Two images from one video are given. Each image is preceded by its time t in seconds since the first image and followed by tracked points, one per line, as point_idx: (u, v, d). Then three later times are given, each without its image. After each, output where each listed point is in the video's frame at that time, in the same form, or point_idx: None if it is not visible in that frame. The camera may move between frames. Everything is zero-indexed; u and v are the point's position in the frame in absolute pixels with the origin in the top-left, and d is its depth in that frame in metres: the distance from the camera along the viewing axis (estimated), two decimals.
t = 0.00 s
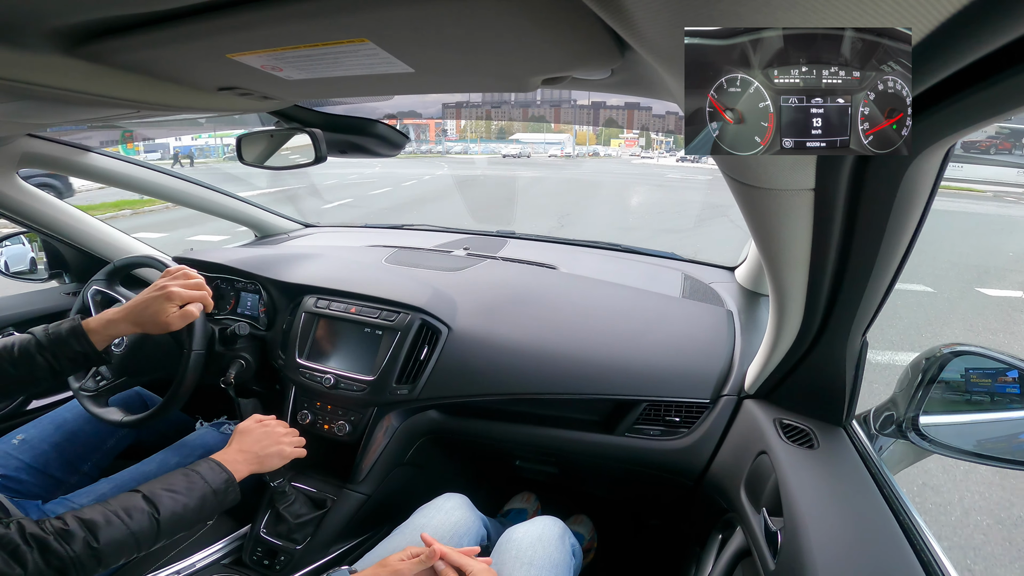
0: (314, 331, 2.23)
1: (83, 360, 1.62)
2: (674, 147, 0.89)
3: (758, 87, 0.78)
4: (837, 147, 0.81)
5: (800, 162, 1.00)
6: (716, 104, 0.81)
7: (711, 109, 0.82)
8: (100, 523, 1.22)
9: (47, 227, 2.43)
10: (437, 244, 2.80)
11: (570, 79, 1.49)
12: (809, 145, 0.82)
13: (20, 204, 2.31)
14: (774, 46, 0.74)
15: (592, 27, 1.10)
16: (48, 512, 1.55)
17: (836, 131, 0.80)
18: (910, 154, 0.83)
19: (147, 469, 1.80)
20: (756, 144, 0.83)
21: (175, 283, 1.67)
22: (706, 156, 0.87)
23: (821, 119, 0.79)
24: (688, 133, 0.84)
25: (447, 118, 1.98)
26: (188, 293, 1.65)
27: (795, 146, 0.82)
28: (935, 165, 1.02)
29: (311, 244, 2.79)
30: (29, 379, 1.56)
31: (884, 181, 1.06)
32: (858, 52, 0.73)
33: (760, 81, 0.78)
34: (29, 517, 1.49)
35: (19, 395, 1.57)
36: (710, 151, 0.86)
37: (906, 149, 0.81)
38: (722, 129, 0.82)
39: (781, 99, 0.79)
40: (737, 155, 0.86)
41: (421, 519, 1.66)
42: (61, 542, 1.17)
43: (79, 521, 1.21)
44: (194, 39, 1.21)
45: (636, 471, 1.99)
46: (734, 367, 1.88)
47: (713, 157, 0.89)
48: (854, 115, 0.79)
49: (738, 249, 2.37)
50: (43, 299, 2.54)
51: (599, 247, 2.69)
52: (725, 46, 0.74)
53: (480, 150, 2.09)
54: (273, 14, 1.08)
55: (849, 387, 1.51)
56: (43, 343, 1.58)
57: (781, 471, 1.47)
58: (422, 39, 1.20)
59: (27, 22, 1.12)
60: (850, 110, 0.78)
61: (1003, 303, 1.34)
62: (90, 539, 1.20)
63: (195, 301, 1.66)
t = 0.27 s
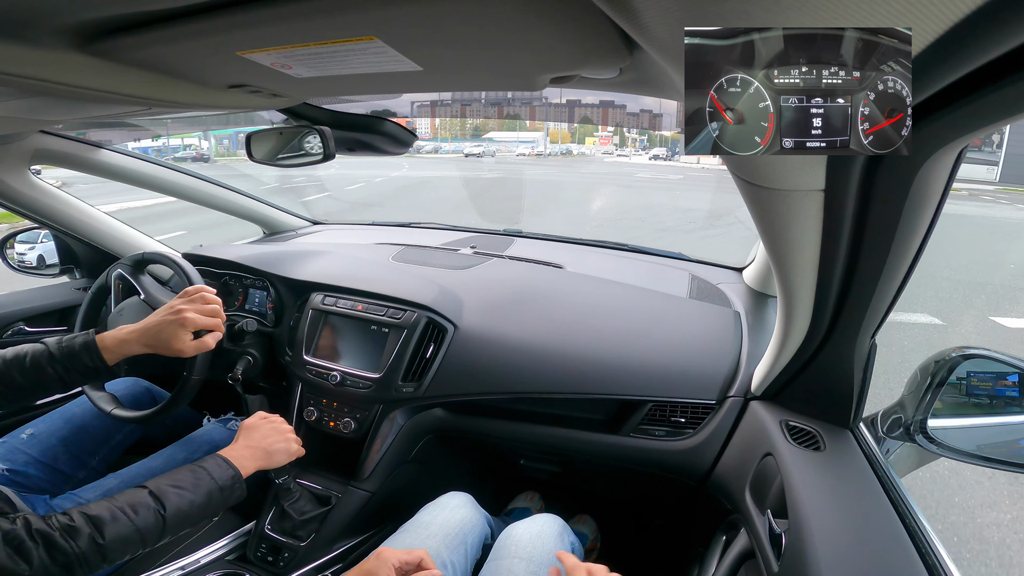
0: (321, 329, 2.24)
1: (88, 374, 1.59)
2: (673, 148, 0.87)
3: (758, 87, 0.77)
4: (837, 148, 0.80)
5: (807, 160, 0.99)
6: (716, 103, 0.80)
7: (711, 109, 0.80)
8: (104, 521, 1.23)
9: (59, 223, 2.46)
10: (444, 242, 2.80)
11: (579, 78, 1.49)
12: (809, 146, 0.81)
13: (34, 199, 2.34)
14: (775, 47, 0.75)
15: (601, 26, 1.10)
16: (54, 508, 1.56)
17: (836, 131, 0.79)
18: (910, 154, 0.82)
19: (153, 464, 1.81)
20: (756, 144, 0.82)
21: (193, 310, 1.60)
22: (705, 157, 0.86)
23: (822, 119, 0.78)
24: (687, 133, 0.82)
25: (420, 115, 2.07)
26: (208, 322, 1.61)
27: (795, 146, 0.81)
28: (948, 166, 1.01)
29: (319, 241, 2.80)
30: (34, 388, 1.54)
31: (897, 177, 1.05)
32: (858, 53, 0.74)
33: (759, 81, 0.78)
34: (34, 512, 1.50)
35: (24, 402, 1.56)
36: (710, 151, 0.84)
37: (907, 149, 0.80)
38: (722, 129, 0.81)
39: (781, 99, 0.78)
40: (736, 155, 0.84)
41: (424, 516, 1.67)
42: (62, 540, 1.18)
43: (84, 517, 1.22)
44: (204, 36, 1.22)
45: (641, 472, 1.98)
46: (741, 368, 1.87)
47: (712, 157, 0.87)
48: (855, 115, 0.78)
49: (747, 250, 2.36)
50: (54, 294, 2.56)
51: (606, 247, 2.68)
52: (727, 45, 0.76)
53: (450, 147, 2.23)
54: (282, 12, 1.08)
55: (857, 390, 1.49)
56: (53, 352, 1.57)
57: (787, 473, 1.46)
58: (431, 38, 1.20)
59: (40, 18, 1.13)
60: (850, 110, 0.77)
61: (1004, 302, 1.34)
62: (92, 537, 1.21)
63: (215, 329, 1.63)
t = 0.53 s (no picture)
0: (332, 331, 2.26)
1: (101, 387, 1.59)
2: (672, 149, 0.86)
3: (758, 87, 0.77)
4: (837, 148, 0.80)
5: (823, 161, 0.98)
6: (716, 102, 0.79)
7: (711, 109, 0.80)
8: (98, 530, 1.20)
9: (76, 226, 2.50)
10: (454, 246, 2.81)
11: (589, 81, 1.49)
12: (809, 146, 0.80)
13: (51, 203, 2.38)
14: (774, 47, 0.75)
15: (610, 29, 1.10)
16: (67, 508, 1.57)
17: (836, 131, 0.78)
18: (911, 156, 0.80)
19: (164, 464, 1.84)
20: (756, 144, 0.81)
21: (208, 330, 1.60)
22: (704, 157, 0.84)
23: (822, 119, 0.78)
24: (687, 133, 0.81)
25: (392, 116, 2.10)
26: (221, 343, 1.60)
27: (795, 146, 0.80)
28: (964, 167, 0.99)
29: (331, 245, 2.82)
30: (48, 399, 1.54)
31: (913, 176, 1.03)
32: (858, 52, 0.74)
33: (759, 81, 0.77)
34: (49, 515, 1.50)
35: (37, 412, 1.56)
36: (710, 151, 0.83)
37: (908, 149, 0.79)
38: (722, 129, 0.80)
39: (781, 99, 0.77)
40: (737, 155, 0.83)
41: (432, 518, 1.66)
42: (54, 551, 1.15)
43: (81, 530, 1.19)
44: (217, 40, 1.23)
45: (650, 476, 1.97)
46: (753, 372, 1.85)
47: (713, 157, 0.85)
48: (854, 116, 0.77)
49: (759, 254, 2.33)
50: (70, 295, 2.60)
51: (616, 251, 2.67)
52: (726, 45, 0.76)
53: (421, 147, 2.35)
54: (294, 16, 1.10)
55: (872, 395, 1.47)
56: (70, 364, 1.57)
57: (799, 477, 1.45)
58: (440, 41, 1.21)
59: (58, 22, 1.15)
60: (849, 110, 0.77)
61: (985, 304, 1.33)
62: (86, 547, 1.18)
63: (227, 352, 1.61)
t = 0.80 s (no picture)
0: (342, 335, 2.27)
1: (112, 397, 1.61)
2: (674, 149, 0.86)
3: (758, 86, 0.76)
4: (837, 147, 0.80)
5: (838, 166, 0.96)
6: (716, 102, 0.79)
7: (711, 109, 0.80)
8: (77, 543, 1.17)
9: (94, 230, 2.54)
10: (464, 251, 2.82)
11: (599, 86, 1.49)
12: (809, 145, 0.80)
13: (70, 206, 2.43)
14: (774, 47, 0.74)
15: (619, 34, 1.10)
16: (81, 507, 1.59)
17: (837, 131, 0.78)
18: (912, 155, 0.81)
19: (178, 464, 1.85)
20: (756, 144, 0.81)
21: (217, 357, 1.63)
22: (703, 156, 0.84)
23: (822, 118, 0.77)
24: (688, 133, 0.81)
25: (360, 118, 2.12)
26: (228, 371, 1.63)
27: (795, 146, 0.80)
28: (981, 171, 0.98)
29: (342, 249, 2.84)
30: (59, 407, 1.56)
31: (928, 180, 1.02)
32: (857, 53, 0.73)
33: (759, 80, 0.77)
34: (65, 517, 1.51)
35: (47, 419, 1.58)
36: (710, 151, 0.83)
37: (908, 149, 0.80)
38: (722, 129, 0.80)
39: (781, 99, 0.77)
40: (737, 155, 0.83)
41: (442, 520, 1.67)
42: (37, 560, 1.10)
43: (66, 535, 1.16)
44: (232, 45, 1.25)
45: (660, 482, 1.95)
46: (765, 379, 1.83)
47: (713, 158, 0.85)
48: (855, 115, 0.77)
49: (771, 260, 2.32)
50: (86, 298, 2.64)
51: (626, 257, 2.66)
52: (727, 45, 0.75)
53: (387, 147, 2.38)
54: (307, 21, 1.11)
55: (887, 402, 1.44)
56: (84, 374, 1.59)
57: (811, 485, 1.43)
58: (450, 47, 1.22)
59: (78, 27, 1.18)
60: (850, 109, 0.77)
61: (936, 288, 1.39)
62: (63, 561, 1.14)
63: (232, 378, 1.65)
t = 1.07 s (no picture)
0: (353, 330, 2.28)
1: (119, 397, 1.63)
2: (674, 150, 0.88)
3: (758, 86, 0.78)
4: (837, 147, 0.82)
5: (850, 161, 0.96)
6: (716, 103, 0.81)
7: (711, 109, 0.81)
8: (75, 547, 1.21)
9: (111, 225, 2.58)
10: (475, 247, 2.82)
11: (610, 83, 1.48)
12: (809, 145, 0.82)
13: (88, 202, 2.47)
14: (774, 46, 0.76)
15: (630, 31, 1.09)
16: (96, 501, 1.61)
17: (837, 131, 0.80)
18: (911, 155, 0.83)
19: (191, 457, 1.87)
20: (756, 144, 0.83)
21: (225, 371, 1.66)
22: (705, 157, 0.87)
23: (822, 119, 0.80)
24: (688, 133, 0.83)
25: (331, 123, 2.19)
26: (232, 386, 1.66)
27: (795, 145, 0.82)
28: (1000, 168, 0.96)
29: (354, 245, 2.86)
30: (69, 405, 1.59)
31: (947, 176, 1.00)
32: (857, 53, 0.74)
33: (760, 80, 0.78)
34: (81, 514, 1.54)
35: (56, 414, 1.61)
36: (710, 150, 0.85)
37: (906, 149, 0.82)
38: (722, 129, 0.82)
39: (781, 99, 0.79)
40: (738, 154, 0.85)
41: (447, 515, 1.68)
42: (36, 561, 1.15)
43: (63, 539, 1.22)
44: (245, 42, 1.27)
45: (669, 480, 1.94)
46: (777, 377, 1.82)
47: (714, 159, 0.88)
48: (855, 115, 0.79)
49: (785, 258, 2.29)
50: (103, 292, 2.68)
51: (638, 254, 2.65)
52: (725, 46, 0.76)
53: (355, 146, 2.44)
54: (319, 18, 1.12)
55: (901, 402, 1.42)
56: (93, 374, 1.62)
57: (822, 484, 1.42)
58: (461, 43, 1.22)
59: (95, 24, 1.19)
60: (850, 110, 0.78)
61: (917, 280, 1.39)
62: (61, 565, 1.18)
63: (236, 392, 1.68)
